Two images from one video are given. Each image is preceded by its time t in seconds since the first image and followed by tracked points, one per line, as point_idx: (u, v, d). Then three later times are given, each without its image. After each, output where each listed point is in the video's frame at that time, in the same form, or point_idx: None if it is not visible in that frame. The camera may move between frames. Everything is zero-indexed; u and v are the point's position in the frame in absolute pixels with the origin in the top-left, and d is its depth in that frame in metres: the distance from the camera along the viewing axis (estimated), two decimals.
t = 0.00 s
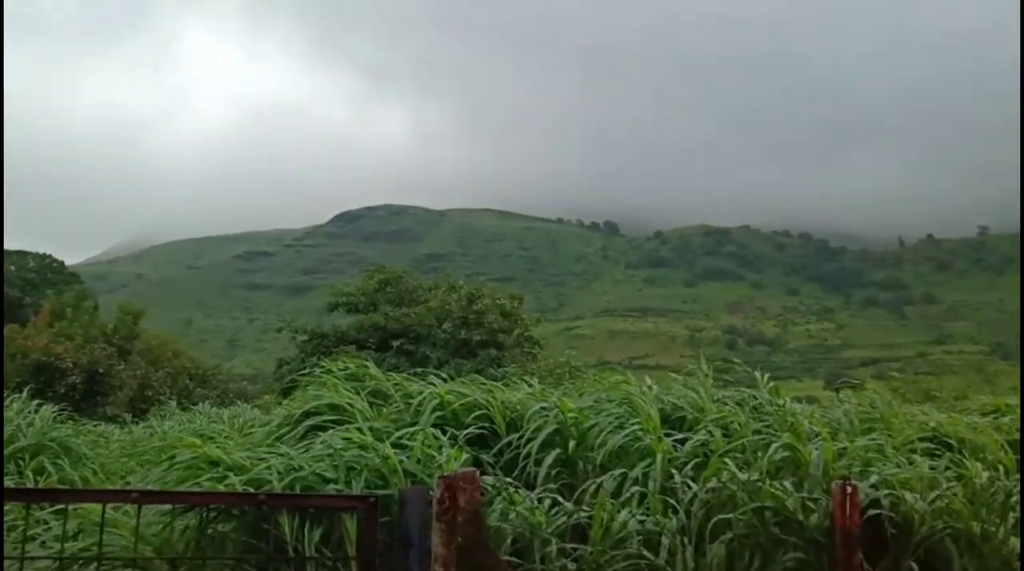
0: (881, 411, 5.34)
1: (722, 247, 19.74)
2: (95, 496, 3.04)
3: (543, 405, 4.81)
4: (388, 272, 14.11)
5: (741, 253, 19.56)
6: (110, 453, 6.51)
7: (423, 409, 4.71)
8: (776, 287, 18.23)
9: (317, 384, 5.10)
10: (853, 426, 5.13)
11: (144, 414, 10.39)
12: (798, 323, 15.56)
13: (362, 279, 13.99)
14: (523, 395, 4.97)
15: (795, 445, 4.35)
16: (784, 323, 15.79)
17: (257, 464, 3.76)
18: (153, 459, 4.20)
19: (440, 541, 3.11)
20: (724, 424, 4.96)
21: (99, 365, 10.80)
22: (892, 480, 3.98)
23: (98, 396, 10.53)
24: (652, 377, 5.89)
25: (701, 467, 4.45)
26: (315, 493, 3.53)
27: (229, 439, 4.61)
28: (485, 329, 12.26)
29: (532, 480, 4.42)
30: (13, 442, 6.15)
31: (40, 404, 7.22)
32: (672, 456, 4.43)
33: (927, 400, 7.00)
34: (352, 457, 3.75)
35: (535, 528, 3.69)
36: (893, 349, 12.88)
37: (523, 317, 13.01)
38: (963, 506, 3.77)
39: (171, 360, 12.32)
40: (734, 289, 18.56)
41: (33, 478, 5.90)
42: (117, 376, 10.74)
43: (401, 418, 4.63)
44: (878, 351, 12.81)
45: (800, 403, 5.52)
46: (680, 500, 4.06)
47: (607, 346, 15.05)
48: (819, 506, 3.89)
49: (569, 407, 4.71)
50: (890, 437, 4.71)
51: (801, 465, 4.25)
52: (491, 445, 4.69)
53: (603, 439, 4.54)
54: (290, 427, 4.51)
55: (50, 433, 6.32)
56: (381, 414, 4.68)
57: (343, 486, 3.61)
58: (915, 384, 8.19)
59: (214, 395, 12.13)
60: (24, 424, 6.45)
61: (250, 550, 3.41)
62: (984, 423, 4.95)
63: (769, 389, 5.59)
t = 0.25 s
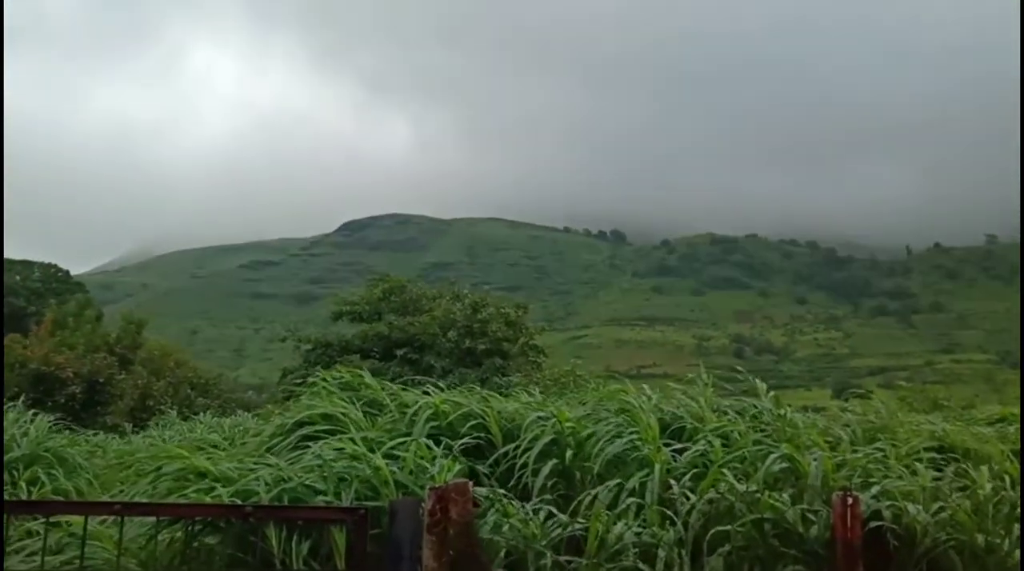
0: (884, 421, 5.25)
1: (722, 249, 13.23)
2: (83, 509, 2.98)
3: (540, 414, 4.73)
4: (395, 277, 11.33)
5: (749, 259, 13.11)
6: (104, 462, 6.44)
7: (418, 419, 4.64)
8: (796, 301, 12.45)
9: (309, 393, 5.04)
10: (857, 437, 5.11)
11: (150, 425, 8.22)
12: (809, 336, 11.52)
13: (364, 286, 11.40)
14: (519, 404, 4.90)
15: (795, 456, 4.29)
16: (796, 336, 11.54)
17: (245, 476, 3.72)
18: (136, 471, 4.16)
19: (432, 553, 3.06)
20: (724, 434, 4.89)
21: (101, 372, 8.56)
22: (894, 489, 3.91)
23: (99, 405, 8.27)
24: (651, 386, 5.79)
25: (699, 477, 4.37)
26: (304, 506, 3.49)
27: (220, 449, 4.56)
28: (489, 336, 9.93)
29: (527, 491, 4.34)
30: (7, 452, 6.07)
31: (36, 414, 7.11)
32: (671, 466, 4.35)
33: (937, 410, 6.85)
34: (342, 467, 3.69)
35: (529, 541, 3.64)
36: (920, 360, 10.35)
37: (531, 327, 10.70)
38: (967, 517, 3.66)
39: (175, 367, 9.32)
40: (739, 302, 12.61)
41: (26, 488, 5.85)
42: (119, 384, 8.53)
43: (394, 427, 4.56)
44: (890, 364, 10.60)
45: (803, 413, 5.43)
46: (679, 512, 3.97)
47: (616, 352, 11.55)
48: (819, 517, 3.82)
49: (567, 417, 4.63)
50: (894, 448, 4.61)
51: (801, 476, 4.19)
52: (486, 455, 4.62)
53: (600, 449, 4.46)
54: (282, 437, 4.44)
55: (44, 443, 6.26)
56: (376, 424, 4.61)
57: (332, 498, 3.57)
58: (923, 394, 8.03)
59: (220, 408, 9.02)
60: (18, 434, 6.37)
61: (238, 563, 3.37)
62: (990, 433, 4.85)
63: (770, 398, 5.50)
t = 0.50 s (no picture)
0: (887, 425, 5.16)
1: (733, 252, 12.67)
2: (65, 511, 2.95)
3: (536, 417, 4.68)
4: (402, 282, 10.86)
5: (761, 262, 12.58)
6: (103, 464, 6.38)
7: (412, 422, 4.59)
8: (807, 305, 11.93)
9: (303, 395, 5.00)
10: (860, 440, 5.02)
11: (152, 426, 7.80)
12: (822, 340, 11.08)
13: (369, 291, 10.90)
14: (514, 407, 4.84)
15: (793, 461, 4.23)
16: (809, 340, 11.08)
17: (233, 479, 3.73)
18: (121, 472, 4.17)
19: (420, 558, 2.97)
20: (722, 438, 4.82)
21: (106, 376, 8.23)
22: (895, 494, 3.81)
23: (101, 409, 7.94)
24: (649, 390, 5.75)
25: (696, 482, 4.30)
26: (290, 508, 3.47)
27: (213, 451, 4.54)
28: (495, 342, 9.55)
29: (521, 495, 4.28)
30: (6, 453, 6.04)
31: (36, 414, 7.06)
32: (667, 471, 4.29)
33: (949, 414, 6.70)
34: (330, 470, 3.65)
35: (519, 546, 3.56)
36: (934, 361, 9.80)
37: (537, 331, 10.29)
38: (969, 523, 3.54)
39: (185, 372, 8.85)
40: (750, 304, 12.07)
41: (24, 490, 5.81)
42: (125, 386, 8.20)
43: (388, 430, 4.50)
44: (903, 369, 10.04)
45: (805, 417, 5.36)
46: (673, 518, 3.90)
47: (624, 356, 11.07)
48: (817, 523, 3.74)
49: (562, 420, 4.58)
50: (898, 452, 4.51)
51: (798, 481, 4.13)
52: (481, 458, 4.56)
53: (594, 453, 4.40)
54: (274, 440, 4.40)
55: (43, 444, 6.20)
56: (369, 427, 4.57)
57: (320, 501, 3.52)
58: (932, 397, 7.88)
59: (226, 410, 8.27)
60: (18, 436, 6.33)
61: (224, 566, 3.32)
62: (997, 437, 4.74)
63: (769, 402, 5.47)
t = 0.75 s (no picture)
0: (880, 428, 5.18)
1: (741, 258, 12.83)
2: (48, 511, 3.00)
3: (530, 418, 4.72)
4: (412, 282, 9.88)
5: (768, 269, 12.75)
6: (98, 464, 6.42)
7: (406, 423, 4.63)
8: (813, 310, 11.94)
9: (298, 395, 5.05)
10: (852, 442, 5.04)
11: (155, 426, 7.78)
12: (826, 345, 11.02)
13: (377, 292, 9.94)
14: (509, 408, 4.88)
15: (783, 462, 4.26)
16: (813, 345, 11.04)
17: (221, 478, 3.78)
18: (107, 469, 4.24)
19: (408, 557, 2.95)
20: (716, 440, 4.85)
21: (109, 375, 8.26)
22: (882, 496, 3.83)
23: (104, 409, 7.99)
24: (646, 392, 5.79)
25: (688, 483, 4.33)
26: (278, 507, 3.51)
27: (207, 450, 4.60)
28: (504, 345, 8.55)
29: (513, 495, 4.32)
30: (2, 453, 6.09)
31: (32, 415, 7.09)
32: (659, 473, 4.31)
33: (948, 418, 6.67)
34: (321, 470, 3.70)
35: (508, 546, 3.60)
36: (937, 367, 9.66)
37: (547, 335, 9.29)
38: (955, 523, 3.55)
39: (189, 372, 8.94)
40: (756, 311, 12.04)
41: (19, 490, 5.84)
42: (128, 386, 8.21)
43: (382, 430, 4.55)
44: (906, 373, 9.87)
45: (799, 420, 5.40)
46: (663, 518, 3.93)
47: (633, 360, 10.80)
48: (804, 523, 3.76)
49: (556, 421, 4.61)
50: (889, 454, 4.53)
51: (789, 482, 4.15)
52: (474, 459, 4.60)
53: (587, 454, 4.43)
54: (267, 440, 4.45)
55: (39, 445, 6.27)
56: (363, 428, 4.61)
57: (308, 501, 3.57)
58: (932, 401, 7.82)
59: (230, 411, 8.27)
60: (14, 436, 6.37)
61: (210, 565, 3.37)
62: (988, 440, 4.74)
63: (765, 404, 5.51)
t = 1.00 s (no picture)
0: (869, 425, 5.20)
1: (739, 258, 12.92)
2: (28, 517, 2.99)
3: (520, 417, 4.73)
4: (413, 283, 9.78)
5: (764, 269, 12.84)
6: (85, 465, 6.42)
7: (395, 423, 4.64)
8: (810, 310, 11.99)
9: (288, 395, 5.07)
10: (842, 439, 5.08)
11: (147, 428, 7.60)
12: (822, 345, 10.97)
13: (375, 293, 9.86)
14: (499, 408, 4.90)
15: (771, 459, 4.28)
16: (810, 345, 11.02)
17: (203, 480, 3.82)
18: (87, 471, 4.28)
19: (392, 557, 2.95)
20: (706, 438, 4.86)
21: (99, 376, 8.09)
22: (868, 494, 3.85)
23: (94, 411, 7.91)
24: (637, 390, 5.82)
25: (676, 482, 4.34)
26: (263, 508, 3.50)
27: (194, 451, 4.63)
28: (502, 345, 8.40)
29: (502, 495, 4.33)
30: None
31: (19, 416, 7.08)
32: (647, 472, 4.32)
33: (938, 416, 6.68)
34: (307, 471, 3.72)
35: (494, 546, 3.61)
36: (930, 366, 9.63)
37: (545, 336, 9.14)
38: (939, 520, 3.55)
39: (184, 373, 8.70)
40: (754, 312, 12.07)
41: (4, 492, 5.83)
42: (117, 388, 8.05)
43: (371, 430, 4.57)
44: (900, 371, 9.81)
45: (789, 418, 5.42)
46: (651, 517, 3.93)
47: (632, 360, 10.50)
48: (791, 520, 3.78)
49: (546, 421, 4.63)
50: (875, 452, 4.55)
51: (777, 480, 4.16)
52: (464, 459, 4.62)
53: (576, 453, 4.44)
54: (255, 441, 4.47)
55: (25, 446, 6.28)
56: (352, 429, 4.63)
57: (293, 501, 3.57)
58: (923, 400, 7.81)
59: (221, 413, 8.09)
60: None
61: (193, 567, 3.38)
62: (972, 437, 4.77)
63: (755, 402, 5.53)
